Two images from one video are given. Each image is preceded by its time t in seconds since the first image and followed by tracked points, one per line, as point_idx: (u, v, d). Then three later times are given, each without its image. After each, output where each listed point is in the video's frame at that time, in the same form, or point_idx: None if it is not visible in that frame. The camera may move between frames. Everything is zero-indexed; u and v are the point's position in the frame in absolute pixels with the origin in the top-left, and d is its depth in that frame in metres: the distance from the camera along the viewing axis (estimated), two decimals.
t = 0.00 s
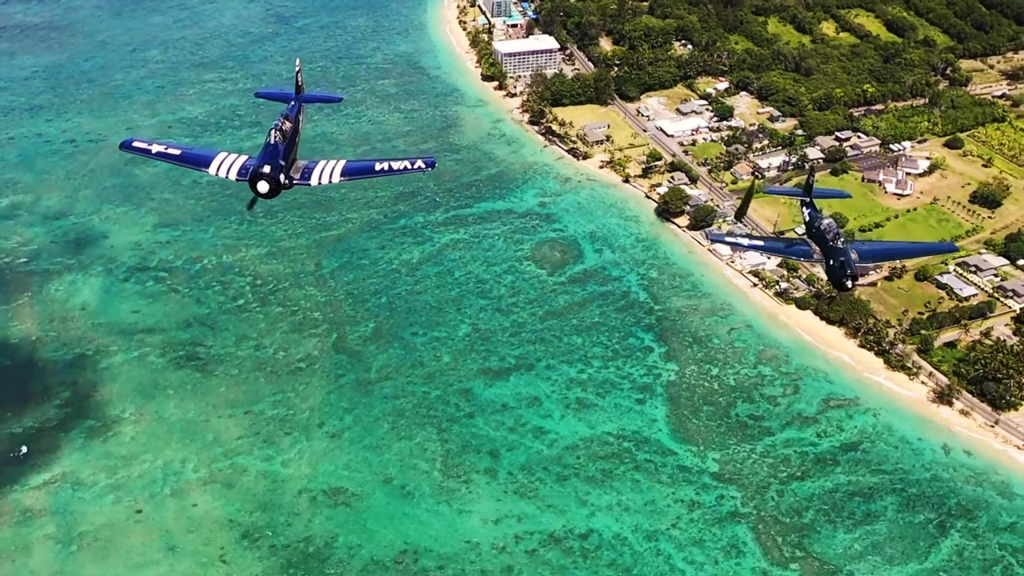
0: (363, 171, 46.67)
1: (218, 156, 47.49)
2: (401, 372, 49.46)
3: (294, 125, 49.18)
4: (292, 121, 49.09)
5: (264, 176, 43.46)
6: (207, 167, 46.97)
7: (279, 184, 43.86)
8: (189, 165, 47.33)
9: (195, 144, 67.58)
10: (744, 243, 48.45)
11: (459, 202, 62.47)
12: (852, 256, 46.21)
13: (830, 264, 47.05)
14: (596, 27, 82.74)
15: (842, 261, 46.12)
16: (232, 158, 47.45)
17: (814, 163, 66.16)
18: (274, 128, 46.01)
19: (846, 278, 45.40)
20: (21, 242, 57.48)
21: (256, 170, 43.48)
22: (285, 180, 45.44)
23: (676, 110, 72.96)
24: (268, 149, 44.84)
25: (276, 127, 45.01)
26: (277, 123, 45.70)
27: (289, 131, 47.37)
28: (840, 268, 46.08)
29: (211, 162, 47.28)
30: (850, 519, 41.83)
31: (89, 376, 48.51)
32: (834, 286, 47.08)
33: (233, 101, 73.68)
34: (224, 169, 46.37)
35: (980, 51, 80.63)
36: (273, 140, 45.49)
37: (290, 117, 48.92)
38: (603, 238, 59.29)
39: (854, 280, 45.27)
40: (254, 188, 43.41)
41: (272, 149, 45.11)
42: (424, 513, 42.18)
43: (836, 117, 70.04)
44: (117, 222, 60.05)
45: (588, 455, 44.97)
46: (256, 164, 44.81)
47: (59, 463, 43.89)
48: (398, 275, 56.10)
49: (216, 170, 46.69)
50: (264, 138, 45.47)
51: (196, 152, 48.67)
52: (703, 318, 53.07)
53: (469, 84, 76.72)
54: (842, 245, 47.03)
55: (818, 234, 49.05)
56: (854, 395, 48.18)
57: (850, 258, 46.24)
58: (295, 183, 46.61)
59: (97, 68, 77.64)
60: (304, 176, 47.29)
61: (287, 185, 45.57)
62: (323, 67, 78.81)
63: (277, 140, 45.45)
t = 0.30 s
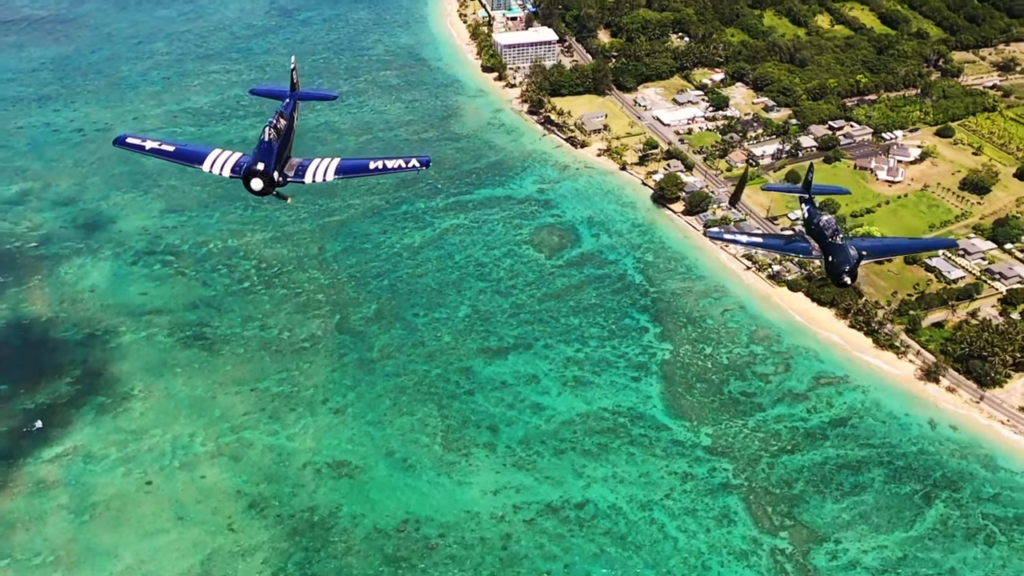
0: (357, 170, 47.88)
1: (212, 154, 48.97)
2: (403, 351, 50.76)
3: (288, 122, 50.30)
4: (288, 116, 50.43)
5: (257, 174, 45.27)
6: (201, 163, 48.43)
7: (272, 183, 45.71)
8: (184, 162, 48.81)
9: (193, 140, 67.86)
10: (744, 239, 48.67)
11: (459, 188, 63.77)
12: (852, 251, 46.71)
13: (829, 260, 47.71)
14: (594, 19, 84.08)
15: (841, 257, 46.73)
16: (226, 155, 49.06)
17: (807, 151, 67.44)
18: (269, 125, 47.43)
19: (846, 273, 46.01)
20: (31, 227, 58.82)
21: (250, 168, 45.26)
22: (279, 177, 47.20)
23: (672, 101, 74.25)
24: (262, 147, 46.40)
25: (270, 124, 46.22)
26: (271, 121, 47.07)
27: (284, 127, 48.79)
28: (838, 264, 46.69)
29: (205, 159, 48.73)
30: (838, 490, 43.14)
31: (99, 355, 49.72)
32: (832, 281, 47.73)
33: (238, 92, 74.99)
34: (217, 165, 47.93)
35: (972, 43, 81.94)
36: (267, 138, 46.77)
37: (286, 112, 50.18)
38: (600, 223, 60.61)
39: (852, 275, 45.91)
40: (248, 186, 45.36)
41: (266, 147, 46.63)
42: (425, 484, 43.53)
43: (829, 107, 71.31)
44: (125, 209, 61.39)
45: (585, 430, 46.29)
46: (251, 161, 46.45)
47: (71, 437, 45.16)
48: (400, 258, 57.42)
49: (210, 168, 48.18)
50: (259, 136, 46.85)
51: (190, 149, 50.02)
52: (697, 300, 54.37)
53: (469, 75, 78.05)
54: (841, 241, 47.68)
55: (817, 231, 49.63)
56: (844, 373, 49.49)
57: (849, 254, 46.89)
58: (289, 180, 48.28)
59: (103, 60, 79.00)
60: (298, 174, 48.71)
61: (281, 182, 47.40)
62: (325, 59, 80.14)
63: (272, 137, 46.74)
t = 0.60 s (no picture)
0: (351, 167, 46.97)
1: (205, 151, 47.86)
2: (405, 328, 52.29)
3: (281, 119, 49.18)
4: (281, 113, 49.39)
5: (250, 172, 44.23)
6: (195, 162, 47.40)
7: (265, 180, 44.69)
8: (175, 160, 47.60)
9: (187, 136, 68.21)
10: (742, 235, 48.16)
11: (460, 174, 65.31)
12: (851, 249, 45.97)
13: (828, 255, 46.54)
14: (592, 11, 85.62)
15: (841, 253, 45.59)
16: (219, 152, 48.02)
17: (800, 139, 69.00)
18: (261, 122, 46.33)
19: (845, 269, 44.75)
20: (43, 211, 60.40)
21: (242, 165, 44.19)
22: (272, 174, 46.12)
23: (669, 90, 75.82)
24: (255, 144, 45.33)
25: (263, 121, 45.25)
26: (265, 117, 46.23)
27: (277, 124, 47.70)
28: (838, 259, 45.46)
29: (198, 156, 47.70)
30: (826, 458, 44.65)
31: (110, 331, 51.23)
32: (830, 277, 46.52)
33: (242, 82, 76.56)
34: (211, 163, 46.90)
35: (963, 35, 83.52)
36: (260, 135, 45.84)
37: (279, 108, 49.11)
38: (597, 208, 62.19)
39: (851, 271, 44.62)
40: (240, 184, 44.32)
41: (258, 143, 45.57)
42: (426, 453, 45.07)
43: (822, 96, 72.85)
44: (134, 194, 62.96)
45: (580, 402, 47.84)
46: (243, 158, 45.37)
47: (84, 409, 46.71)
48: (402, 241, 58.97)
49: (203, 165, 46.99)
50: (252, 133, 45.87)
51: (180, 146, 48.73)
52: (691, 281, 55.85)
53: (469, 66, 79.68)
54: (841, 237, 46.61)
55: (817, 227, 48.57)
56: (833, 349, 51.04)
57: (848, 250, 45.78)
58: (282, 178, 47.10)
59: (111, 52, 80.64)
60: (291, 171, 47.46)
61: (274, 180, 46.32)
62: (328, 51, 81.75)
63: (265, 134, 45.68)
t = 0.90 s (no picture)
0: (345, 165, 46.66)
1: (200, 148, 48.26)
2: (407, 309, 53.62)
3: (278, 115, 49.95)
4: (278, 109, 50.13)
5: (243, 169, 45.07)
6: (189, 159, 47.78)
7: (259, 177, 45.51)
8: (169, 157, 47.96)
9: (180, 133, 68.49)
10: (742, 232, 48.19)
11: (460, 162, 66.62)
12: (850, 244, 45.96)
13: (829, 252, 46.64)
14: (590, 4, 86.97)
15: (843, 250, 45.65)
16: (214, 150, 48.26)
17: (794, 128, 70.27)
18: (257, 119, 47.10)
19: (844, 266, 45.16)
20: (52, 197, 61.72)
21: (236, 162, 45.01)
22: (267, 171, 46.86)
23: (665, 81, 77.10)
24: (250, 141, 46.24)
25: (257, 118, 46.03)
26: (259, 114, 46.74)
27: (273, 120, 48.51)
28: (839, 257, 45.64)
29: (192, 153, 48.01)
30: (816, 433, 45.95)
31: (119, 312, 52.54)
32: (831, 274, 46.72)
33: (247, 73, 77.88)
34: (205, 160, 47.31)
35: (956, 27, 84.85)
36: (254, 132, 46.51)
37: (276, 105, 49.87)
38: (595, 194, 63.53)
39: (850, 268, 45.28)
40: (234, 181, 45.34)
41: (254, 140, 46.42)
42: (428, 427, 46.41)
43: (816, 87, 74.16)
44: (141, 181, 64.27)
45: (577, 379, 49.21)
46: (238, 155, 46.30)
47: (95, 386, 48.05)
48: (404, 226, 60.29)
49: (198, 162, 47.48)
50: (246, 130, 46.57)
51: (177, 143, 49.13)
52: (686, 264, 57.17)
53: (469, 58, 81.04)
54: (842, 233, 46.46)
55: (817, 221, 48.27)
56: (824, 329, 52.34)
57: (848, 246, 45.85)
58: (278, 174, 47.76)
59: (117, 44, 81.96)
60: (286, 168, 47.48)
61: (269, 176, 47.06)
62: (331, 43, 83.10)
63: (260, 131, 46.54)
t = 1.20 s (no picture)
0: (341, 164, 47.71)
1: (194, 145, 48.60)
2: (408, 291, 54.93)
3: (271, 113, 49.84)
4: (272, 107, 50.09)
5: (239, 167, 44.84)
6: (183, 156, 48.21)
7: (254, 175, 45.30)
8: (164, 154, 48.49)
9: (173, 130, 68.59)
10: (743, 226, 50.77)
11: (461, 150, 67.93)
12: (851, 238, 47.49)
13: (829, 247, 48.32)
14: None
15: (841, 243, 47.27)
16: (208, 147, 48.76)
17: (788, 117, 71.59)
18: (252, 116, 47.00)
19: (845, 260, 46.53)
20: (60, 184, 63.03)
21: (231, 160, 44.81)
22: (261, 169, 46.78)
23: (662, 72, 78.43)
24: (245, 138, 46.04)
25: (253, 116, 45.90)
26: (253, 112, 46.66)
27: (267, 118, 48.36)
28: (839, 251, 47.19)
29: (186, 150, 48.45)
30: (806, 409, 47.28)
31: (127, 294, 53.87)
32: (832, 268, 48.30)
33: (251, 65, 79.22)
34: (200, 157, 47.90)
35: (949, 19, 86.20)
36: (249, 129, 46.42)
37: (269, 103, 49.80)
38: (592, 181, 64.84)
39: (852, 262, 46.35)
40: (229, 178, 45.08)
41: (248, 138, 46.25)
42: (429, 403, 47.77)
43: (810, 77, 75.47)
44: (148, 169, 65.63)
45: (575, 358, 50.56)
46: (233, 152, 46.03)
47: (105, 364, 49.40)
48: (405, 212, 61.59)
49: (192, 159, 47.95)
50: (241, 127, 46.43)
51: (171, 140, 49.66)
52: (682, 248, 58.45)
53: (469, 50, 82.41)
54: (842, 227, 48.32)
55: (818, 218, 50.37)
56: (815, 310, 53.65)
57: (848, 239, 47.43)
58: (272, 173, 47.73)
59: (123, 37, 83.33)
60: (281, 166, 48.14)
61: (263, 174, 47.00)
62: (333, 36, 84.50)
63: (255, 129, 46.45)
